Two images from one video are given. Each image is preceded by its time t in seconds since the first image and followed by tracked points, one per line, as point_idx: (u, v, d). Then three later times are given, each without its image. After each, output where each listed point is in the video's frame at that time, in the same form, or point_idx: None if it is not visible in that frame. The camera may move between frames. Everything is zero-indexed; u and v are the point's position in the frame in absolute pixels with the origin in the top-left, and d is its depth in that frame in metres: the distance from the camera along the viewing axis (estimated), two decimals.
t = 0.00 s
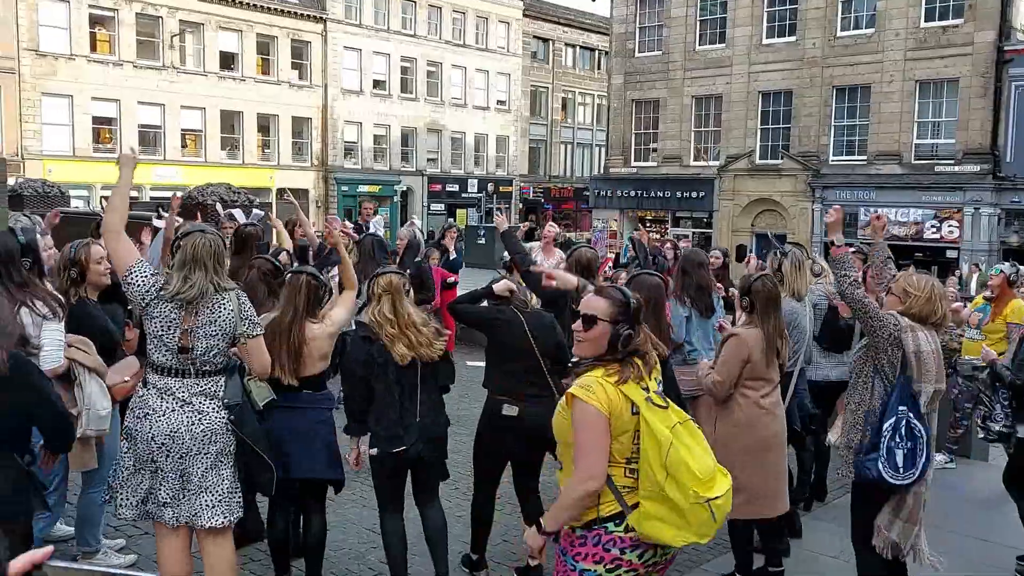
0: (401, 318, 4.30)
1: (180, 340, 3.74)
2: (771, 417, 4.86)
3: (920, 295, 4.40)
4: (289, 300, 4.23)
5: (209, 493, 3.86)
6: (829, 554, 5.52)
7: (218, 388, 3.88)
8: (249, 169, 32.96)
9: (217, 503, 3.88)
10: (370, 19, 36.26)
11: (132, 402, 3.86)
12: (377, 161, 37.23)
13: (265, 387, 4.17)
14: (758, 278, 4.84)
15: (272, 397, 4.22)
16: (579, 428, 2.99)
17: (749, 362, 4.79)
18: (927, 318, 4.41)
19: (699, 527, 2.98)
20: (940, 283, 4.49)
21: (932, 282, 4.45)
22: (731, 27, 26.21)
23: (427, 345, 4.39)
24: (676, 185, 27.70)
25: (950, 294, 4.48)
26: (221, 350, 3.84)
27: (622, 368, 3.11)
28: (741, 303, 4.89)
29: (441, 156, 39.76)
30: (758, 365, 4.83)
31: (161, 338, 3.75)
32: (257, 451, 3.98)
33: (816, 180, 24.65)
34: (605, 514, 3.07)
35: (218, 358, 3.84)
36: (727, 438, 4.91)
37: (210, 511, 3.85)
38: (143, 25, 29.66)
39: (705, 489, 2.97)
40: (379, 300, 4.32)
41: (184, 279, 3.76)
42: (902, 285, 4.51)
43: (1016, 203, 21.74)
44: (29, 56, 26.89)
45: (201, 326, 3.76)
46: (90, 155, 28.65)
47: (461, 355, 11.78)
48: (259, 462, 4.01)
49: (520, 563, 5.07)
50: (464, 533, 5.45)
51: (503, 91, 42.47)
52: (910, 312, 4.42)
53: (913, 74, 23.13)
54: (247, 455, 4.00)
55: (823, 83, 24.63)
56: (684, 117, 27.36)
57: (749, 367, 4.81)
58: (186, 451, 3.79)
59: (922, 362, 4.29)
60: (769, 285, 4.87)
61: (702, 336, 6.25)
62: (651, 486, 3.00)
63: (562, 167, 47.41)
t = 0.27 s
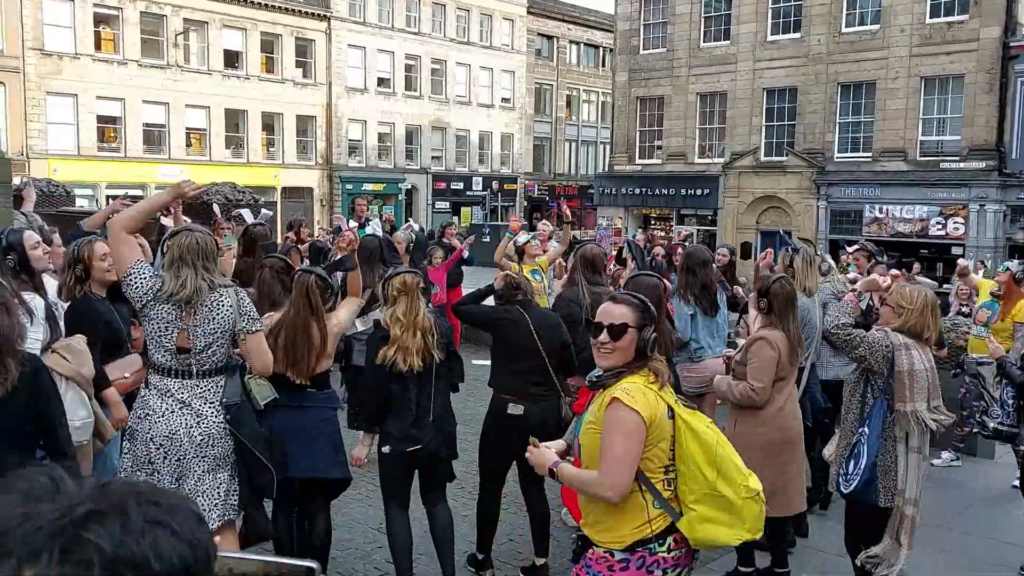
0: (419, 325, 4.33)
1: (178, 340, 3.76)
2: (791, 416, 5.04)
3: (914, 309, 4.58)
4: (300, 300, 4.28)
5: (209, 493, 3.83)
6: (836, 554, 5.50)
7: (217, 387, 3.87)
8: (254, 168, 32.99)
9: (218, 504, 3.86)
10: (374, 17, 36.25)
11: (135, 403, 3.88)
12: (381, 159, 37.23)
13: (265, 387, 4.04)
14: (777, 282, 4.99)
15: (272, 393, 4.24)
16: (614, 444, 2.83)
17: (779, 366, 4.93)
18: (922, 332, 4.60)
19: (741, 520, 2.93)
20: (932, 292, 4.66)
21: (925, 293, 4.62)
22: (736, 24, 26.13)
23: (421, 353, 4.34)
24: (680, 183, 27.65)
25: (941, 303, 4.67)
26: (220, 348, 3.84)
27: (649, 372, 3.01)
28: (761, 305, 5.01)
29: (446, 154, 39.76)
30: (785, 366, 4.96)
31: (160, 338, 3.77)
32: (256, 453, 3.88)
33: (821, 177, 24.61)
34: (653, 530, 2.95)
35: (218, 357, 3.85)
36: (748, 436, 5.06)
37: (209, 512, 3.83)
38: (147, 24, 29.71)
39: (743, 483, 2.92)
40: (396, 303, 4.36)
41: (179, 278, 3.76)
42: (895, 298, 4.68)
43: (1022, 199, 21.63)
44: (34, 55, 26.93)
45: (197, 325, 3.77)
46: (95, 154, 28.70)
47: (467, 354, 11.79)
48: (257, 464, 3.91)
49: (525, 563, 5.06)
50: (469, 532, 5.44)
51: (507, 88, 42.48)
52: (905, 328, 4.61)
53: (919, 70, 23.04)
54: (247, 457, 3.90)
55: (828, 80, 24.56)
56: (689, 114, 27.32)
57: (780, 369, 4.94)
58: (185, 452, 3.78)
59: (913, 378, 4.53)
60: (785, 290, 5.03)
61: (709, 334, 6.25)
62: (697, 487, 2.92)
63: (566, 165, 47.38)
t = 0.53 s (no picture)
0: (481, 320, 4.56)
1: (200, 333, 3.67)
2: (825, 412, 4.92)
3: (943, 296, 4.47)
4: (306, 296, 4.21)
5: (229, 489, 3.71)
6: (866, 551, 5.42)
7: (241, 383, 3.72)
8: (268, 164, 33.04)
9: (239, 500, 3.72)
10: (388, 12, 36.22)
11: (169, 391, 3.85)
12: (394, 155, 37.21)
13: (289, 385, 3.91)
14: (814, 274, 4.97)
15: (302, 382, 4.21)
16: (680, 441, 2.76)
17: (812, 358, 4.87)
18: (951, 322, 4.49)
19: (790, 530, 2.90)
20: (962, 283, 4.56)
21: (953, 282, 4.51)
22: (751, 19, 25.91)
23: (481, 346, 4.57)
24: (695, 179, 27.49)
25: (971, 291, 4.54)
26: (241, 346, 3.67)
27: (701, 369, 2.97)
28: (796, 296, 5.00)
29: (459, 150, 39.73)
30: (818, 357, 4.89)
31: (186, 328, 3.71)
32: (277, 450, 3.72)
33: (839, 173, 24.41)
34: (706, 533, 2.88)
35: (239, 355, 3.69)
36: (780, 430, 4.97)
37: (229, 508, 3.70)
38: (162, 20, 29.75)
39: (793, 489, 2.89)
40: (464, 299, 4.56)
41: (199, 271, 3.64)
42: (923, 288, 4.57)
43: None
44: (51, 52, 27.00)
45: (216, 322, 3.63)
46: (111, 150, 28.78)
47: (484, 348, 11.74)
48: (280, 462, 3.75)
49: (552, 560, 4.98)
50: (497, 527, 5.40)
51: (520, 84, 42.38)
52: (931, 317, 4.51)
53: (937, 65, 22.81)
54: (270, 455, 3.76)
55: (845, 75, 24.32)
56: (704, 109, 27.13)
57: (812, 360, 4.87)
58: (208, 444, 3.68)
59: (939, 366, 4.40)
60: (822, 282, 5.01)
61: (734, 331, 6.27)
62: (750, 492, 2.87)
63: (579, 160, 47.29)
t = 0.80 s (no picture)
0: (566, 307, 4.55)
1: (262, 326, 3.67)
2: (884, 414, 4.75)
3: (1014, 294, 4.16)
4: (360, 290, 4.37)
5: (294, 481, 3.70)
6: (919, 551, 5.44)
7: (303, 375, 3.70)
8: (297, 159, 33.20)
9: (303, 492, 3.71)
10: (416, 8, 36.21)
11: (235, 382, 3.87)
12: (421, 151, 37.25)
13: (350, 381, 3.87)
14: (870, 271, 4.96)
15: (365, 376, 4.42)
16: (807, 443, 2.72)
17: (863, 354, 4.75)
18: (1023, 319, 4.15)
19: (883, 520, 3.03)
20: None
21: None
22: (784, 13, 25.53)
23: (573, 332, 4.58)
24: (726, 174, 27.13)
25: None
26: (305, 338, 3.65)
27: (802, 369, 2.94)
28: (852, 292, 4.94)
29: (485, 145, 39.71)
30: (871, 354, 4.77)
31: (251, 321, 3.71)
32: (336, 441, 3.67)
33: (873, 168, 23.97)
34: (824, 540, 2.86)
35: (301, 347, 3.67)
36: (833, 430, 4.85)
37: (294, 499, 3.69)
38: (194, 16, 29.93)
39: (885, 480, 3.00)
40: (540, 287, 4.53)
41: (266, 263, 3.63)
42: (994, 284, 4.29)
43: None
44: (84, 48, 27.24)
45: (277, 314, 3.62)
46: (143, 145, 29.02)
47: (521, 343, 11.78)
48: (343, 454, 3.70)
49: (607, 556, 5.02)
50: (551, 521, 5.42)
51: (547, 79, 42.34)
52: (1003, 315, 4.19)
53: (975, 59, 22.37)
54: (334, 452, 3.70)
55: (880, 70, 23.94)
56: (735, 104, 26.84)
57: (864, 356, 4.73)
58: (273, 437, 3.68)
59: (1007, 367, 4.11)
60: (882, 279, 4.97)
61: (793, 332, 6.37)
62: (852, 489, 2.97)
63: (606, 156, 47.08)
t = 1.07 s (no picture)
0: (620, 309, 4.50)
1: (337, 338, 3.79)
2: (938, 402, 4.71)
3: None
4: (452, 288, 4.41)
5: (365, 492, 3.80)
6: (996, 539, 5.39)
7: (375, 387, 3.81)
8: (328, 157, 33.37)
9: (375, 504, 3.81)
10: (441, 2, 36.15)
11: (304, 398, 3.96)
12: (451, 145, 37.28)
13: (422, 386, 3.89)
14: (919, 253, 4.76)
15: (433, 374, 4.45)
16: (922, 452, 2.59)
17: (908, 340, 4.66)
18: None
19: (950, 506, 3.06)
20: None
21: None
22: None
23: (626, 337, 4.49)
24: (760, 160, 26.80)
25: None
26: (380, 346, 3.79)
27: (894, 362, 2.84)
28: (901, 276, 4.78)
29: (514, 138, 39.60)
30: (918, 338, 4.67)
31: (324, 335, 3.83)
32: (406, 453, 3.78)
33: (911, 148, 23.49)
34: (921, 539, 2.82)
35: (378, 355, 3.79)
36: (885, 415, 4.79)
37: (366, 510, 3.79)
38: (222, 19, 30.08)
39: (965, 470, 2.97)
40: (597, 291, 4.47)
41: (339, 277, 3.79)
42: None
43: None
44: (117, 54, 27.51)
45: (354, 324, 3.75)
46: (176, 149, 29.27)
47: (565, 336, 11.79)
48: (409, 468, 3.81)
49: (676, 552, 5.05)
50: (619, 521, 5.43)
51: (574, 69, 42.12)
52: None
53: (1015, 33, 21.75)
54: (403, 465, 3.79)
55: (916, 47, 23.38)
56: (768, 88, 26.47)
57: (909, 343, 4.66)
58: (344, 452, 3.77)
59: None
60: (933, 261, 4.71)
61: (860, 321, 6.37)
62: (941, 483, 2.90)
63: (636, 144, 46.76)
